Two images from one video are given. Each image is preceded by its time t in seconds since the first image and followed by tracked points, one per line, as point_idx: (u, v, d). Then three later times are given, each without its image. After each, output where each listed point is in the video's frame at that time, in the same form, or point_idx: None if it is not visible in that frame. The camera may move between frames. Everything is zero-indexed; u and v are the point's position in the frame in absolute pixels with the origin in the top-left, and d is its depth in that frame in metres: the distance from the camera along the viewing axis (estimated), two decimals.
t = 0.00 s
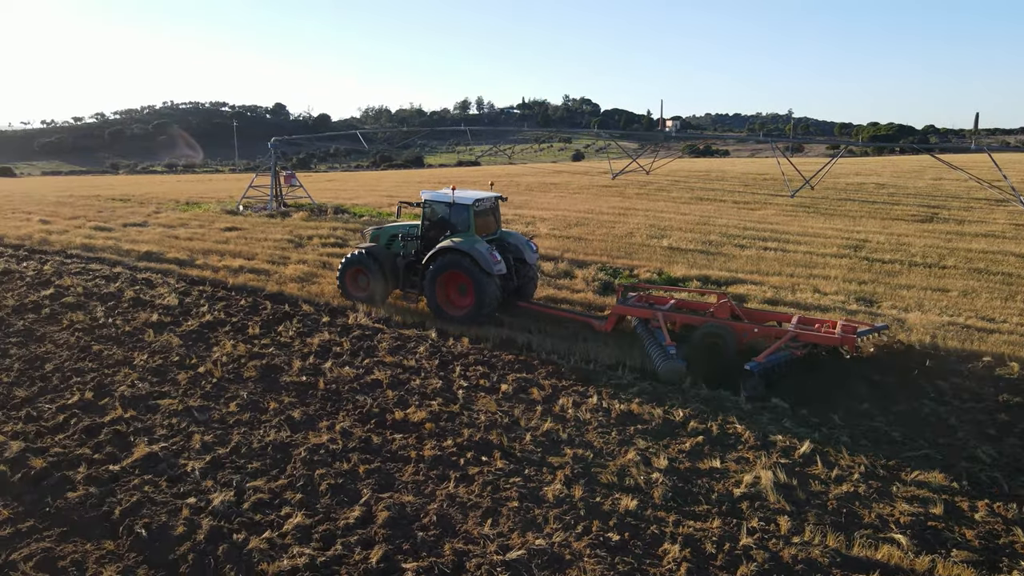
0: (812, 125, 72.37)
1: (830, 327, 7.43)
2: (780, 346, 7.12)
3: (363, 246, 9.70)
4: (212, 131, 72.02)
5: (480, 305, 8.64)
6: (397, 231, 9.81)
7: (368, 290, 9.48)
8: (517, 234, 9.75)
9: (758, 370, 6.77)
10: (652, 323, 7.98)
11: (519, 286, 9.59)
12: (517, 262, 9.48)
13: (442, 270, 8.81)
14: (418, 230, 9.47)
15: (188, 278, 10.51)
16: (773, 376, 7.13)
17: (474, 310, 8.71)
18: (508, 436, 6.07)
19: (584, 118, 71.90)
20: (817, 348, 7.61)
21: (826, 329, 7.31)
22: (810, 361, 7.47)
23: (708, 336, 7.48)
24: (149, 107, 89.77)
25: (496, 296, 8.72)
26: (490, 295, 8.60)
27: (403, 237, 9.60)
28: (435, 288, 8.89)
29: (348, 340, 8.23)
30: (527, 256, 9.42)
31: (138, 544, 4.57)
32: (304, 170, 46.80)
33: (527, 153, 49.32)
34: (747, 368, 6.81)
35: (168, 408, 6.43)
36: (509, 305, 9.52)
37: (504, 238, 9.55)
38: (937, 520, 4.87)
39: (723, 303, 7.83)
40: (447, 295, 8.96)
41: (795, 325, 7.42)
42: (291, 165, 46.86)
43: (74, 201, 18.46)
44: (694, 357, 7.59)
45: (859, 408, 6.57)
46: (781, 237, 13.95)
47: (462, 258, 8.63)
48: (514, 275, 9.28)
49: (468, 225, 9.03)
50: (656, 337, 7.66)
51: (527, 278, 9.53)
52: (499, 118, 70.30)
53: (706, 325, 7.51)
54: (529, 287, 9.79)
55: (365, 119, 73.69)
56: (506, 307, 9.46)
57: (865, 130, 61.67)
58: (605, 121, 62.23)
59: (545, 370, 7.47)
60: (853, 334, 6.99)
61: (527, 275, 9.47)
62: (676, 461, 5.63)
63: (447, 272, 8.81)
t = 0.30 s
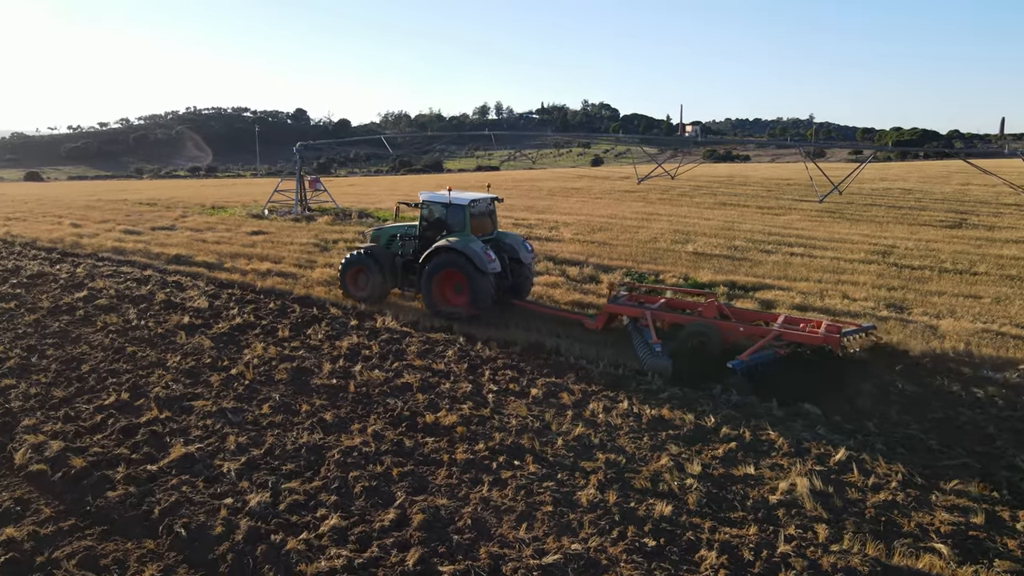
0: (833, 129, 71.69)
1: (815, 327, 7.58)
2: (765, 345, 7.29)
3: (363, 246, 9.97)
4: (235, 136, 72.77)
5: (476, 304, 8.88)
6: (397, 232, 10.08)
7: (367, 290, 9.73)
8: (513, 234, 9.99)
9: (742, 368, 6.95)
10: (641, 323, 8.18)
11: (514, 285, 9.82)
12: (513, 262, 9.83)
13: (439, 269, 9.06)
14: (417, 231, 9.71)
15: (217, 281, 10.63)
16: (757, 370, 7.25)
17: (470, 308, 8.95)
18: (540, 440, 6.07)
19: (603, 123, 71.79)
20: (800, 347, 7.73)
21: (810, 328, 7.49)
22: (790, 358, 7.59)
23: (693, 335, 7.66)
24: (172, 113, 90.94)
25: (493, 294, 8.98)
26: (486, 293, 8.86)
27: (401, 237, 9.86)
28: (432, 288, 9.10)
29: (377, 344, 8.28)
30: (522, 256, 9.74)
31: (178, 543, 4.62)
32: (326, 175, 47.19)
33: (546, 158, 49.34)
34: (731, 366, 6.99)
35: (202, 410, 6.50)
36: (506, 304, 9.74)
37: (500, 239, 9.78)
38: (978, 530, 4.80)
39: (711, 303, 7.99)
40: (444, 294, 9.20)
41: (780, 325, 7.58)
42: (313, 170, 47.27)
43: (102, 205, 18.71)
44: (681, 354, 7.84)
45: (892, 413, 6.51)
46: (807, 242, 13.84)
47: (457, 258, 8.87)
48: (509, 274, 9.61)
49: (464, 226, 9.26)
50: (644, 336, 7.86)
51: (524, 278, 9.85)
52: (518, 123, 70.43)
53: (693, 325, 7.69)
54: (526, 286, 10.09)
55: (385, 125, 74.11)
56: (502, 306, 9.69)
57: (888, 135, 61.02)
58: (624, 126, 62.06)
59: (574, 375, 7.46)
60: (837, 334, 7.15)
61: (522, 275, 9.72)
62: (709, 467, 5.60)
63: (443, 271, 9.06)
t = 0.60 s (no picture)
0: (855, 134, 71.07)
1: (802, 324, 7.64)
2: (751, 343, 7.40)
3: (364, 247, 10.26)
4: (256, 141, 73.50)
5: (471, 303, 9.09)
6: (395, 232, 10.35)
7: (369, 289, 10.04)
8: (509, 234, 10.20)
9: (727, 364, 7.06)
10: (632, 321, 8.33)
11: (512, 284, 10.01)
12: (508, 261, 9.97)
13: (435, 269, 9.31)
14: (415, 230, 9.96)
15: (246, 285, 10.74)
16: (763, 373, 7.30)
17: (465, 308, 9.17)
18: (571, 444, 6.06)
19: (623, 128, 71.61)
20: (788, 345, 7.73)
21: (798, 326, 7.55)
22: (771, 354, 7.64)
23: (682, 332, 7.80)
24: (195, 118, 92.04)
25: (489, 293, 9.21)
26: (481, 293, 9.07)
27: (400, 237, 10.13)
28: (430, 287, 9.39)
29: (405, 347, 8.31)
30: (517, 255, 9.87)
31: (217, 543, 4.67)
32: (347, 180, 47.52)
33: (565, 163, 49.34)
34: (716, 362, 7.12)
35: (236, 411, 6.57)
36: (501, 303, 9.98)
37: (496, 239, 10.01)
38: (1022, 539, 4.72)
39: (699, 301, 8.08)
40: (441, 292, 9.44)
41: (768, 323, 7.66)
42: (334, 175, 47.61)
43: (131, 210, 18.95)
44: (669, 352, 7.99)
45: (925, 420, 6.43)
46: (834, 248, 13.73)
47: (452, 257, 9.11)
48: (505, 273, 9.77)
49: (460, 226, 9.50)
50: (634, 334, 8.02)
51: (519, 276, 10.01)
52: (537, 128, 70.53)
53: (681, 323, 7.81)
54: (522, 284, 10.26)
55: (404, 129, 74.48)
56: (499, 304, 9.90)
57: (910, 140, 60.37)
58: (644, 131, 61.92)
59: (603, 380, 7.45)
60: (823, 332, 7.21)
61: (518, 273, 9.92)
62: (744, 474, 5.57)
63: (439, 271, 9.30)
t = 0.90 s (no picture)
0: (877, 139, 70.41)
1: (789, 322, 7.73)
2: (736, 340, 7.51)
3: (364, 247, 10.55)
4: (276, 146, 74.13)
5: (466, 301, 9.45)
6: (395, 233, 10.65)
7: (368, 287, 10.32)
8: (506, 235, 10.53)
9: (712, 361, 7.19)
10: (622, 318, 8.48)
11: (507, 283, 10.35)
12: (506, 260, 10.22)
13: (431, 268, 9.67)
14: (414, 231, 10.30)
15: (273, 288, 10.84)
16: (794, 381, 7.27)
17: (461, 306, 9.52)
18: (603, 448, 6.06)
19: (641, 132, 71.41)
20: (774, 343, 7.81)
21: (784, 324, 7.68)
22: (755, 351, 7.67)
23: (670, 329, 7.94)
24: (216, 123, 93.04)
25: (484, 292, 9.56)
26: (476, 291, 9.41)
27: (399, 238, 10.44)
28: (427, 284, 9.72)
29: (433, 350, 8.35)
30: (514, 255, 10.16)
31: (255, 543, 4.71)
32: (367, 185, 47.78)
33: (583, 168, 49.32)
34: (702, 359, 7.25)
35: (268, 413, 6.62)
36: (497, 302, 10.29)
37: (493, 240, 10.34)
38: None
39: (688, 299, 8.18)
40: (437, 291, 9.79)
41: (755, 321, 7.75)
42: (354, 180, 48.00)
43: (157, 213, 19.17)
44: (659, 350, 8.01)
45: (962, 428, 6.36)
46: (859, 253, 13.61)
47: (449, 256, 9.49)
48: (500, 273, 10.11)
49: (457, 226, 9.85)
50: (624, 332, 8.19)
51: (517, 276, 10.23)
52: (555, 132, 70.54)
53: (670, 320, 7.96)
54: (518, 284, 10.57)
55: (423, 134, 74.80)
56: (495, 303, 10.23)
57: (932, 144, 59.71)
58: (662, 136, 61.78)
59: (632, 385, 7.44)
60: (809, 331, 7.31)
61: (514, 273, 10.24)
62: (778, 479, 5.53)
63: (436, 270, 9.66)
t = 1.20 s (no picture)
0: (895, 144, 69.91)
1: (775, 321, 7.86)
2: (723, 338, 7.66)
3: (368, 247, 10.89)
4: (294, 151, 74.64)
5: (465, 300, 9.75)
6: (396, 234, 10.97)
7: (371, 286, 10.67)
8: (505, 236, 10.79)
9: (698, 357, 7.35)
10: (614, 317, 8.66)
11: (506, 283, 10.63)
12: (502, 261, 10.53)
13: (431, 268, 9.99)
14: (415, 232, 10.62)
15: (298, 291, 10.93)
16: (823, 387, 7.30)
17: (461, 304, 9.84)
18: (633, 452, 6.05)
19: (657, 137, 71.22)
20: (761, 341, 7.97)
21: (770, 323, 7.82)
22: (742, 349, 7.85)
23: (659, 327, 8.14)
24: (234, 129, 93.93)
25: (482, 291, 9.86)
26: (473, 290, 9.72)
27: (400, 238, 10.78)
28: (427, 283, 10.02)
29: (460, 354, 8.38)
30: (512, 256, 10.46)
31: (292, 543, 4.75)
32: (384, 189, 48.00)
33: (600, 174, 49.26)
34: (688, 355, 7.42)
35: (299, 415, 6.68)
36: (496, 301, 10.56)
37: (491, 240, 10.61)
38: None
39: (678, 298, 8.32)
40: (437, 290, 10.11)
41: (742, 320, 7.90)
42: (375, 185, 48.73)
43: (180, 217, 19.35)
44: (648, 347, 8.22)
45: (997, 434, 6.29)
46: (884, 258, 13.50)
47: (448, 256, 9.81)
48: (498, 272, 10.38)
49: (455, 227, 10.14)
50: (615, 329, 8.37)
51: (513, 276, 10.52)
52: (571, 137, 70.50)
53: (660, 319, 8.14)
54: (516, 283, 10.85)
55: (440, 139, 75.09)
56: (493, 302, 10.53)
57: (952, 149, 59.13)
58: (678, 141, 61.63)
59: (659, 389, 7.43)
60: (794, 329, 7.43)
61: (511, 273, 10.53)
62: (811, 485, 5.50)
63: (435, 269, 9.98)
